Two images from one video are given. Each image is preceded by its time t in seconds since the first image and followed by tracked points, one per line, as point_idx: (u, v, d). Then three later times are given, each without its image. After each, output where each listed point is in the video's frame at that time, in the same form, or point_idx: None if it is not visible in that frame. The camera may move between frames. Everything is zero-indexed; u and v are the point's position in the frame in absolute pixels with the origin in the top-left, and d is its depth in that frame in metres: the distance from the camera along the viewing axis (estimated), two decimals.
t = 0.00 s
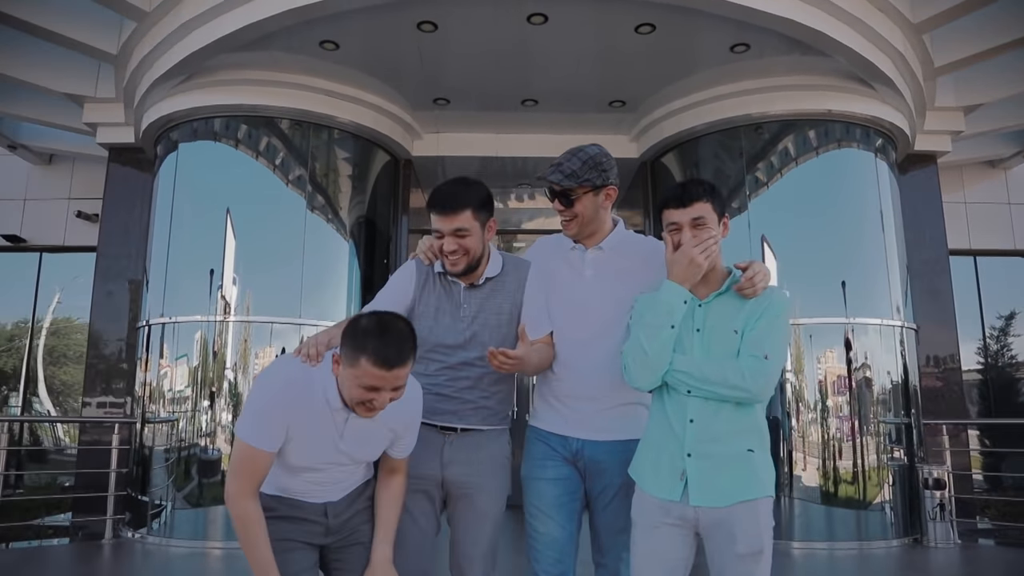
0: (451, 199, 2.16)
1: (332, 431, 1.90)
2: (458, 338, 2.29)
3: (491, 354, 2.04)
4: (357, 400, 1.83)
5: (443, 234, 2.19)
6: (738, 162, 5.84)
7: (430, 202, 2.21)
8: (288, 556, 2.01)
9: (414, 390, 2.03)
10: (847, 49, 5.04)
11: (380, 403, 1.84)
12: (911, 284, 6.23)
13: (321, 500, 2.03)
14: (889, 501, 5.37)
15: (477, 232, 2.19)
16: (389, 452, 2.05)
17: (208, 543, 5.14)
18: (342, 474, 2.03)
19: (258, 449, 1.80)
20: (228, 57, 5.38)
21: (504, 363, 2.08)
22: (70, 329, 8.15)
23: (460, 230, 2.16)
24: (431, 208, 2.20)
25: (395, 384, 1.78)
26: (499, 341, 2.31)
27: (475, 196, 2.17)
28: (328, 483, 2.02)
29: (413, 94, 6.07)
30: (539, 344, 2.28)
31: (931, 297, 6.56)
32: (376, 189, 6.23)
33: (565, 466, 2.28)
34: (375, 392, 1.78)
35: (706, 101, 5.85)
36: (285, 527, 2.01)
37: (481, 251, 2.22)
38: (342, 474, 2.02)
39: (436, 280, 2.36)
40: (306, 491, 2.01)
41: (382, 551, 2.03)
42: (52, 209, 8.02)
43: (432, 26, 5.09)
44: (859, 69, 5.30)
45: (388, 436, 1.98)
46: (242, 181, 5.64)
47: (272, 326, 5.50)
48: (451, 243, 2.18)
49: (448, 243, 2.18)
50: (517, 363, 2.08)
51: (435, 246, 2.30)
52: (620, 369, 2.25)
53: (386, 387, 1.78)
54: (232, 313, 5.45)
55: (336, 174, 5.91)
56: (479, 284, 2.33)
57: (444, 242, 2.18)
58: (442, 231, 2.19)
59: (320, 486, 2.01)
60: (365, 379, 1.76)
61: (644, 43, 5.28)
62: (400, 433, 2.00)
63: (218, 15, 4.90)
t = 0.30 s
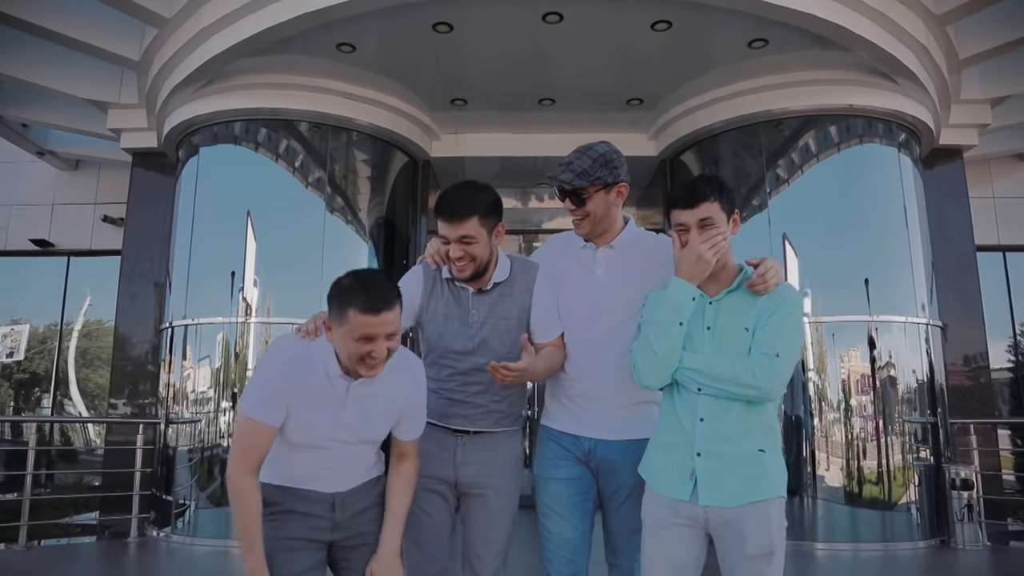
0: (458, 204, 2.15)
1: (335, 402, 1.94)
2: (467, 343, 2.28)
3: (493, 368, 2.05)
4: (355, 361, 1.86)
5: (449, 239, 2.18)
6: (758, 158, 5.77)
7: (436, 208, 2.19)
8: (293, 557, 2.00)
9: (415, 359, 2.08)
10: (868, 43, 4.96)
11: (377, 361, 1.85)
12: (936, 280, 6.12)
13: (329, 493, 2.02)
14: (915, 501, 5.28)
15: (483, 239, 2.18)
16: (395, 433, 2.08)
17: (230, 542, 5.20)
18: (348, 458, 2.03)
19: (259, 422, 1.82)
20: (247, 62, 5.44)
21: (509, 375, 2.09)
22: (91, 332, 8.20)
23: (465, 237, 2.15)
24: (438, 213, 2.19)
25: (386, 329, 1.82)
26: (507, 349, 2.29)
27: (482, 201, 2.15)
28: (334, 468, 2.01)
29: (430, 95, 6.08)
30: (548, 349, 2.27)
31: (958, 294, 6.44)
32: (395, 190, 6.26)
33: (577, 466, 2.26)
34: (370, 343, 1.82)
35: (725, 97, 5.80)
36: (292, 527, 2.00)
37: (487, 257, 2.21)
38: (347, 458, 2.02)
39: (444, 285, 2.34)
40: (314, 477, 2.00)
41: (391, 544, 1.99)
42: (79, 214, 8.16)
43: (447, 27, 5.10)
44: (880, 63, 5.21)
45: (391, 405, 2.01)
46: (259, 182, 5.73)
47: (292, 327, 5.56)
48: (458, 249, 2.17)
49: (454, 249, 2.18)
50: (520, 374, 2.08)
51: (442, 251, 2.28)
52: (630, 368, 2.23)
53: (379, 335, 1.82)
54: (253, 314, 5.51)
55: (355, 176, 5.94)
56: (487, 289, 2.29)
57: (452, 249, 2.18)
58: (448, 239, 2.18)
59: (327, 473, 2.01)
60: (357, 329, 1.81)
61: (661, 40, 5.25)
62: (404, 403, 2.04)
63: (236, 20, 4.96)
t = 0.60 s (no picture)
0: (458, 199, 2.16)
1: (343, 359, 1.99)
2: (472, 342, 2.28)
3: (495, 367, 2.03)
4: (357, 295, 1.97)
5: (448, 234, 2.20)
6: (778, 155, 5.69)
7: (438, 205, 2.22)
8: (307, 559, 1.94)
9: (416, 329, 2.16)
10: (889, 36, 4.87)
11: (378, 291, 1.99)
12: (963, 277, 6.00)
13: (343, 484, 1.97)
14: (942, 502, 5.19)
15: (479, 235, 2.19)
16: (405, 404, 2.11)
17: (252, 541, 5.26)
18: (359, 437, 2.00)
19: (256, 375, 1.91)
20: (265, 65, 5.49)
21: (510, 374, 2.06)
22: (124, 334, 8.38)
23: (461, 232, 2.17)
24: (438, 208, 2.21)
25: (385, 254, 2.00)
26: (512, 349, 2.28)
27: (482, 198, 2.17)
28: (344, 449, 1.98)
29: (448, 96, 6.10)
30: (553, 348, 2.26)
31: (987, 291, 6.29)
32: (414, 190, 6.29)
33: (585, 466, 2.24)
34: (370, 270, 1.97)
35: (744, 93, 5.73)
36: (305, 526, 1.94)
37: (484, 253, 2.21)
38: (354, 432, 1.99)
39: (447, 283, 2.35)
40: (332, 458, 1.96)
41: (404, 509, 1.99)
42: (106, 218, 8.32)
43: (463, 27, 5.10)
44: (903, 57, 5.12)
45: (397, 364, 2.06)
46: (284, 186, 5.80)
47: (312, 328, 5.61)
48: (455, 244, 2.18)
49: (451, 244, 2.19)
50: (523, 373, 2.06)
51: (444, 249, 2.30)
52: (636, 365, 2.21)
53: (378, 261, 1.99)
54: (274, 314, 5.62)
55: (374, 177, 6.00)
56: (489, 287, 2.29)
57: (449, 244, 2.19)
58: (445, 233, 2.20)
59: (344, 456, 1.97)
60: (356, 258, 1.98)
61: (678, 37, 5.21)
62: (409, 362, 2.09)
63: (254, 24, 5.01)
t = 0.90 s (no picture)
0: (461, 187, 2.28)
1: (348, 334, 2.06)
2: (474, 340, 2.30)
3: (491, 366, 2.02)
4: (359, 262, 2.11)
5: (450, 219, 2.29)
6: (797, 152, 5.63)
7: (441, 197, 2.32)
8: (313, 556, 1.93)
9: (420, 313, 2.23)
10: (909, 29, 4.78)
11: (378, 260, 2.12)
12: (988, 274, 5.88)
13: (353, 471, 1.98)
14: (967, 504, 5.10)
15: (481, 220, 2.29)
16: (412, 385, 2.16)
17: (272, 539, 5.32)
18: (370, 408, 2.03)
19: (275, 360, 2.07)
20: (282, 68, 5.54)
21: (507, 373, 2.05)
22: (149, 335, 8.54)
23: (466, 214, 2.27)
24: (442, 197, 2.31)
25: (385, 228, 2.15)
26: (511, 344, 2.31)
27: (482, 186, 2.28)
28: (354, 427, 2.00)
29: (463, 97, 6.11)
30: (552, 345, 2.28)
31: (1014, 288, 6.16)
32: (431, 191, 6.31)
33: (588, 466, 2.24)
34: (370, 239, 2.12)
35: (761, 89, 5.68)
36: (313, 520, 1.94)
37: (484, 241, 2.28)
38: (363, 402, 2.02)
39: (448, 279, 2.41)
40: (339, 435, 1.99)
41: (419, 480, 2.03)
42: (130, 222, 8.47)
43: (476, 28, 5.10)
44: (924, 49, 5.02)
45: (401, 340, 2.12)
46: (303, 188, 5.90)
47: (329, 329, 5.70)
48: (457, 228, 2.27)
49: (454, 228, 2.27)
50: (519, 372, 2.05)
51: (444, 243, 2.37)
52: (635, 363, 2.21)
53: (379, 233, 2.13)
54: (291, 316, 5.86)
55: (391, 178, 6.05)
56: (487, 283, 2.34)
57: (452, 228, 2.28)
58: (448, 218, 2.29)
59: (355, 437, 2.00)
60: (360, 228, 2.13)
61: (693, 33, 5.16)
62: (413, 341, 2.15)
63: (270, 28, 5.07)
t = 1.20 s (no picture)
0: (460, 188, 2.44)
1: (349, 334, 2.09)
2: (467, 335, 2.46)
3: (486, 380, 2.11)
4: (355, 269, 2.18)
5: (450, 216, 2.43)
6: (813, 149, 5.57)
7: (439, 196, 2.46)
8: (310, 556, 1.94)
9: (423, 313, 2.23)
10: (926, 23, 4.71)
11: (375, 267, 2.18)
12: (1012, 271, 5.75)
13: (353, 471, 1.99)
14: (990, 505, 5.00)
15: (479, 217, 2.43)
16: (423, 388, 2.16)
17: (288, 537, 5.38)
18: (370, 405, 2.04)
19: (285, 363, 2.14)
20: (297, 72, 5.60)
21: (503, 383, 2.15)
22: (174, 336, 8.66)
23: (466, 211, 2.41)
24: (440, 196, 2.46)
25: (381, 233, 2.19)
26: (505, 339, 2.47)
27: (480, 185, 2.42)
28: (354, 424, 2.02)
29: (477, 98, 6.13)
30: (548, 350, 2.34)
31: None
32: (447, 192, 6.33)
33: (584, 465, 2.26)
34: (366, 246, 2.17)
35: (775, 86, 5.63)
36: (312, 520, 1.96)
37: (483, 238, 2.43)
38: (364, 397, 2.04)
39: (444, 277, 2.58)
40: (339, 433, 2.01)
41: (422, 481, 2.01)
42: (152, 225, 8.61)
43: (488, 29, 5.11)
44: (942, 43, 4.94)
45: (404, 338, 2.13)
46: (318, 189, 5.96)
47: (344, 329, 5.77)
48: (458, 224, 2.41)
49: (455, 225, 2.42)
50: (513, 382, 2.15)
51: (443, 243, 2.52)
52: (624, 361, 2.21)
53: (375, 239, 2.18)
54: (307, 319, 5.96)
55: (406, 179, 6.06)
56: (483, 281, 2.50)
57: (452, 225, 2.42)
58: (447, 214, 2.43)
59: (357, 436, 2.01)
60: (356, 235, 2.18)
61: (705, 31, 5.14)
62: (417, 339, 2.16)
63: (284, 32, 5.12)
